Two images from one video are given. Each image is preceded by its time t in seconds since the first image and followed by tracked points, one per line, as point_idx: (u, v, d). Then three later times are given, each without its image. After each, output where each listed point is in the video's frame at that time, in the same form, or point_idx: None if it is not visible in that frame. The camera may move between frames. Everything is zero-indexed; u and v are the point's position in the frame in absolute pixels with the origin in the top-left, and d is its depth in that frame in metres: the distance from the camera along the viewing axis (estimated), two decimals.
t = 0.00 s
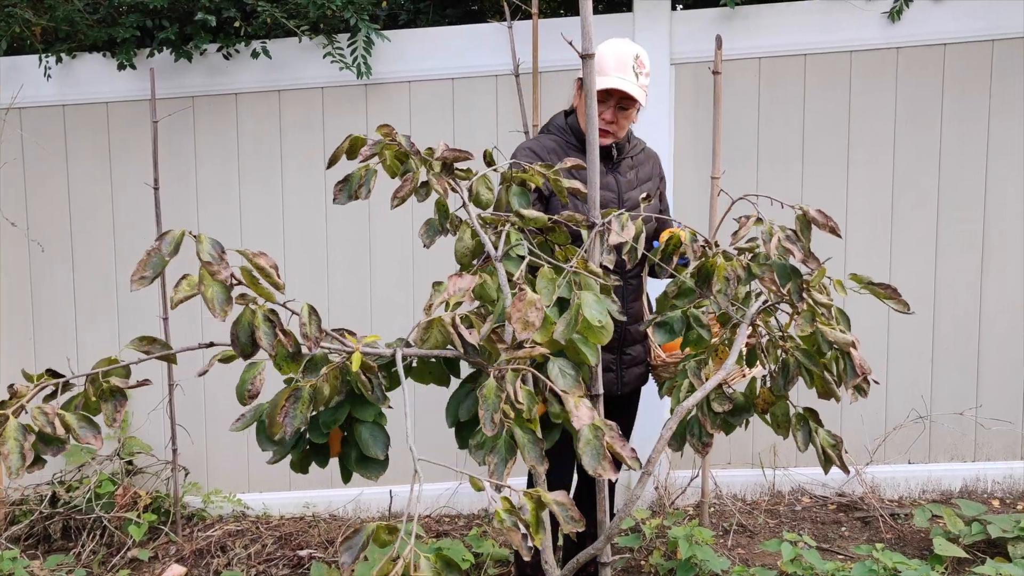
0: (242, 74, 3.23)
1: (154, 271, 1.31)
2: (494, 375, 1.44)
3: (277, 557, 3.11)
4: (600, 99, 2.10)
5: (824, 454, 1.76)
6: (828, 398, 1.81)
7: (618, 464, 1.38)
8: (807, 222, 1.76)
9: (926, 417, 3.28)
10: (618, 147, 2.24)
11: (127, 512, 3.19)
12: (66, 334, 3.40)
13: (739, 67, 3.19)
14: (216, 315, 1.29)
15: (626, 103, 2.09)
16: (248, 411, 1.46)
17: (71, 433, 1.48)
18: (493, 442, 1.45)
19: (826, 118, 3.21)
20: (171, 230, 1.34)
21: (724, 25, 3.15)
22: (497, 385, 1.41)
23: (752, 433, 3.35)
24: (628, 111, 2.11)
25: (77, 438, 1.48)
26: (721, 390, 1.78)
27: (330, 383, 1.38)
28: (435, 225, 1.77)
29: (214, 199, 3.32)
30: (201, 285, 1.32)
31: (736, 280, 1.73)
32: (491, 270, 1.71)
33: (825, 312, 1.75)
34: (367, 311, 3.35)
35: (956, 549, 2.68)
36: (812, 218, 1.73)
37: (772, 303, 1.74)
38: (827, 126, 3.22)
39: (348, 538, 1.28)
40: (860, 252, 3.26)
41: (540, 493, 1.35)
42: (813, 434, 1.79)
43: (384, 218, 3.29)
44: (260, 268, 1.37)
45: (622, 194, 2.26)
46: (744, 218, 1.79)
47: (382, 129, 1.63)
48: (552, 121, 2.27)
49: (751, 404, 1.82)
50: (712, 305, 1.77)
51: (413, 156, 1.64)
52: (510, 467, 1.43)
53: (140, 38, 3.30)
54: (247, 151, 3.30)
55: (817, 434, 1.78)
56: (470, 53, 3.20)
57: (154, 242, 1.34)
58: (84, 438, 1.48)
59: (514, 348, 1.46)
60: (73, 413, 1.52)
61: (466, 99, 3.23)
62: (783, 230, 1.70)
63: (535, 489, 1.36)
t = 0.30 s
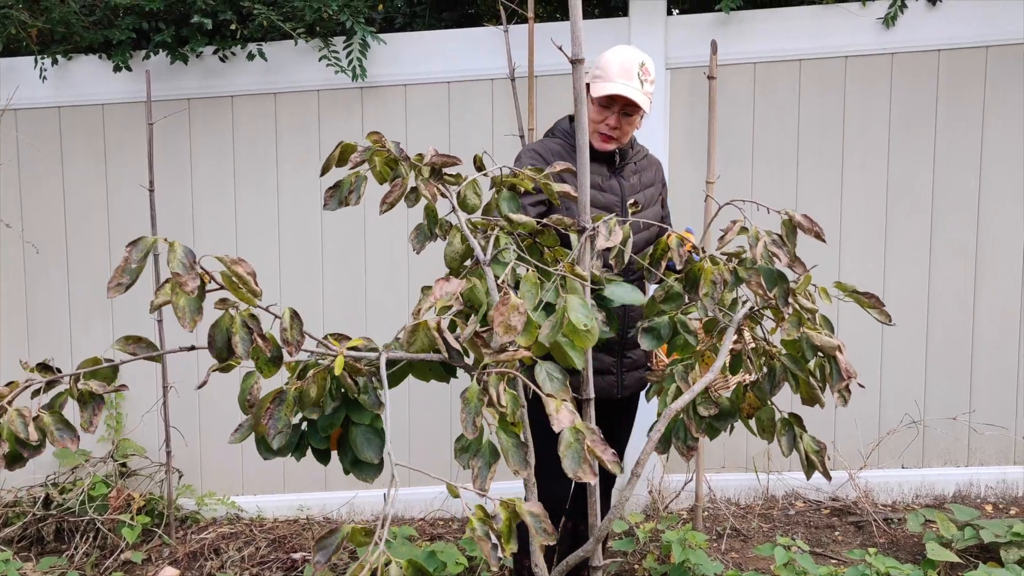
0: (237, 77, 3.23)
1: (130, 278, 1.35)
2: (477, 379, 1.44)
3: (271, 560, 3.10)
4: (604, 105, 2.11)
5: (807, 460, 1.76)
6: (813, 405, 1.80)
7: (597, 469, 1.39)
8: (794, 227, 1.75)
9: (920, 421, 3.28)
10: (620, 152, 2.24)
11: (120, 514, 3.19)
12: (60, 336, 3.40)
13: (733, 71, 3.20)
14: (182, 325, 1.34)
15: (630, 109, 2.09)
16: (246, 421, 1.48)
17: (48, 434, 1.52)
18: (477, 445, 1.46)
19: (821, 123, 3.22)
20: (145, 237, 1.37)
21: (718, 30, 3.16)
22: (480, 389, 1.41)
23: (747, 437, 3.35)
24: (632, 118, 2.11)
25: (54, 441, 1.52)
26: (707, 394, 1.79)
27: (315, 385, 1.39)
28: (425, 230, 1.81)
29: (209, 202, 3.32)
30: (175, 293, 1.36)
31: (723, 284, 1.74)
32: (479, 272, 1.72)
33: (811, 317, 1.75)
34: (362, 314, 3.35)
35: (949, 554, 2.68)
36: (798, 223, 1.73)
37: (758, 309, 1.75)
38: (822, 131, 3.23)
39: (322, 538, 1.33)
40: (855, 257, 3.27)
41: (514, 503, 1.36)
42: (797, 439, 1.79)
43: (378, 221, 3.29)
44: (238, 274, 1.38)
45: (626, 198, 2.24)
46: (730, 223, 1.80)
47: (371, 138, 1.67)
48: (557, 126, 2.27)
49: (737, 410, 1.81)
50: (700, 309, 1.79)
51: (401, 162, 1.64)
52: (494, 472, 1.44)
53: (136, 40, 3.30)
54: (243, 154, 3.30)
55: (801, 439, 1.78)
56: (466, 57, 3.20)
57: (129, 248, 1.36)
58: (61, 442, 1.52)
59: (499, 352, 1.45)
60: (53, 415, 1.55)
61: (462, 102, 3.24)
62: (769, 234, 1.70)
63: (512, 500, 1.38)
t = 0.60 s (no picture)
0: (234, 77, 3.23)
1: (138, 279, 1.32)
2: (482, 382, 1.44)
3: (266, 561, 3.10)
4: (602, 102, 2.11)
5: (805, 460, 1.75)
6: (809, 404, 1.80)
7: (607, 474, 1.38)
8: (792, 228, 1.76)
9: (915, 422, 3.29)
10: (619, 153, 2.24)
11: (116, 516, 3.18)
12: (56, 337, 3.39)
13: (730, 73, 3.21)
14: (199, 327, 1.31)
15: (629, 105, 2.09)
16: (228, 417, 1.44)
17: (49, 438, 1.49)
18: (480, 451, 1.46)
19: (816, 124, 3.23)
20: (156, 239, 1.35)
21: (715, 31, 3.17)
22: (486, 393, 1.41)
23: (743, 438, 3.36)
24: (631, 114, 2.11)
25: (56, 445, 1.49)
26: (704, 395, 1.77)
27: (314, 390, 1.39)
28: (419, 229, 1.79)
29: (205, 203, 3.32)
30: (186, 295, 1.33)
31: (721, 286, 1.73)
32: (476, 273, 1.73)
33: (807, 317, 1.76)
34: (358, 315, 3.34)
35: (944, 555, 2.68)
36: (796, 224, 1.73)
37: (754, 308, 1.75)
38: (817, 132, 3.23)
39: (332, 548, 1.29)
40: (850, 259, 3.27)
41: (527, 505, 1.37)
42: (794, 439, 1.79)
43: (374, 222, 3.29)
44: (248, 276, 1.38)
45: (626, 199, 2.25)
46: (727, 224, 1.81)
47: (361, 133, 1.67)
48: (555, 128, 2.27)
49: (733, 410, 1.85)
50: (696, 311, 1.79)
51: (395, 159, 1.65)
52: (498, 476, 1.43)
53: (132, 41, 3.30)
54: (239, 154, 3.30)
55: (798, 439, 1.78)
56: (462, 58, 3.20)
57: (139, 249, 1.33)
58: (62, 446, 1.49)
59: (503, 357, 1.46)
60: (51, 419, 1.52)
61: (458, 103, 3.24)
62: (766, 236, 1.73)
63: (524, 502, 1.38)
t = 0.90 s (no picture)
0: (231, 77, 3.23)
1: (137, 267, 1.30)
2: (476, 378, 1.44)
3: (264, 561, 3.10)
4: (594, 88, 2.11)
5: (801, 460, 1.73)
6: (805, 404, 1.79)
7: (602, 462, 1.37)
8: (784, 229, 1.75)
9: (913, 422, 3.29)
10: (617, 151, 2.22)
11: (113, 516, 3.18)
12: (53, 337, 3.39)
13: (727, 73, 3.20)
14: (194, 317, 1.30)
15: (619, 87, 2.10)
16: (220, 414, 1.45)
17: (50, 430, 1.50)
18: (475, 444, 1.45)
19: (814, 124, 3.22)
20: (154, 227, 1.33)
21: (713, 31, 3.16)
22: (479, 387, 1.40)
23: (740, 438, 3.36)
24: (623, 97, 2.11)
25: (57, 436, 1.50)
26: (699, 394, 1.79)
27: (309, 386, 1.39)
28: (413, 233, 1.77)
29: (203, 202, 3.32)
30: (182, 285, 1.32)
31: (714, 286, 1.74)
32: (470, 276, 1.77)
33: (801, 318, 1.75)
34: (355, 315, 3.34)
35: (941, 555, 2.68)
36: (789, 224, 1.73)
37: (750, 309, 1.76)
38: (815, 131, 3.23)
39: (330, 537, 1.29)
40: (848, 259, 3.27)
41: (524, 491, 1.35)
42: (790, 439, 1.77)
43: (372, 222, 3.29)
44: (244, 269, 1.37)
45: (620, 199, 2.23)
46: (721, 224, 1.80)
47: (359, 140, 1.63)
48: (552, 128, 2.28)
49: (728, 410, 1.82)
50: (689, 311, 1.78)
51: (389, 164, 1.63)
52: (493, 470, 1.42)
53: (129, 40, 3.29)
54: (236, 154, 3.30)
55: (793, 439, 1.76)
56: (460, 58, 3.20)
57: (135, 238, 1.32)
58: (63, 438, 1.50)
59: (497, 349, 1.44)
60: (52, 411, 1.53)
61: (455, 103, 3.23)
62: (759, 236, 1.72)
63: (520, 488, 1.36)
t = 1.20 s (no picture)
0: (226, 78, 3.23)
1: (123, 295, 1.24)
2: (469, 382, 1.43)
3: (259, 563, 3.09)
4: (576, 81, 2.15)
5: (780, 457, 1.78)
6: (786, 401, 1.82)
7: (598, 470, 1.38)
8: (773, 227, 1.76)
9: (908, 423, 3.29)
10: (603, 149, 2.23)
11: (108, 517, 3.18)
12: (47, 338, 3.38)
13: (722, 73, 3.20)
14: (185, 340, 1.24)
15: (602, 78, 2.14)
16: (203, 422, 1.46)
17: (40, 470, 1.49)
18: (470, 451, 1.45)
19: (809, 124, 3.23)
20: (137, 251, 1.28)
21: (707, 31, 3.16)
22: (474, 395, 1.40)
23: (735, 439, 3.36)
24: (606, 88, 2.15)
25: (49, 477, 1.48)
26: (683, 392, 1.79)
27: (299, 396, 1.38)
28: (392, 231, 1.78)
29: (198, 203, 3.32)
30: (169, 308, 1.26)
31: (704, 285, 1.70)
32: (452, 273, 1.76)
33: (786, 316, 1.77)
34: (350, 316, 3.34)
35: (936, 555, 2.68)
36: (778, 223, 1.74)
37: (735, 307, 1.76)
38: (810, 132, 3.23)
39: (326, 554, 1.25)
40: (844, 260, 3.27)
41: (518, 508, 1.34)
42: (771, 437, 1.81)
43: (367, 223, 3.29)
44: (231, 286, 1.35)
45: (606, 198, 2.24)
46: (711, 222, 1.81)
47: (327, 134, 1.68)
48: (536, 129, 2.29)
49: (710, 408, 1.84)
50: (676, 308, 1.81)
51: (365, 161, 1.63)
52: (487, 477, 1.43)
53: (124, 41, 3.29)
54: (231, 155, 3.29)
55: (775, 437, 1.80)
56: (455, 59, 3.20)
57: (121, 263, 1.27)
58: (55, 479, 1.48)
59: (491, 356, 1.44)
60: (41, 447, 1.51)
61: (451, 103, 3.23)
62: (748, 235, 1.73)
63: (515, 503, 1.35)
